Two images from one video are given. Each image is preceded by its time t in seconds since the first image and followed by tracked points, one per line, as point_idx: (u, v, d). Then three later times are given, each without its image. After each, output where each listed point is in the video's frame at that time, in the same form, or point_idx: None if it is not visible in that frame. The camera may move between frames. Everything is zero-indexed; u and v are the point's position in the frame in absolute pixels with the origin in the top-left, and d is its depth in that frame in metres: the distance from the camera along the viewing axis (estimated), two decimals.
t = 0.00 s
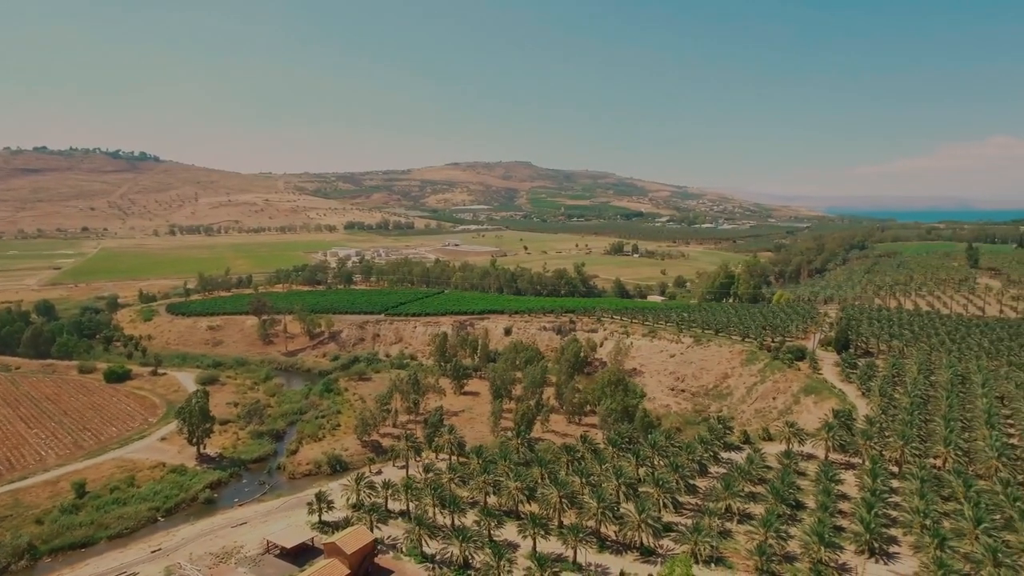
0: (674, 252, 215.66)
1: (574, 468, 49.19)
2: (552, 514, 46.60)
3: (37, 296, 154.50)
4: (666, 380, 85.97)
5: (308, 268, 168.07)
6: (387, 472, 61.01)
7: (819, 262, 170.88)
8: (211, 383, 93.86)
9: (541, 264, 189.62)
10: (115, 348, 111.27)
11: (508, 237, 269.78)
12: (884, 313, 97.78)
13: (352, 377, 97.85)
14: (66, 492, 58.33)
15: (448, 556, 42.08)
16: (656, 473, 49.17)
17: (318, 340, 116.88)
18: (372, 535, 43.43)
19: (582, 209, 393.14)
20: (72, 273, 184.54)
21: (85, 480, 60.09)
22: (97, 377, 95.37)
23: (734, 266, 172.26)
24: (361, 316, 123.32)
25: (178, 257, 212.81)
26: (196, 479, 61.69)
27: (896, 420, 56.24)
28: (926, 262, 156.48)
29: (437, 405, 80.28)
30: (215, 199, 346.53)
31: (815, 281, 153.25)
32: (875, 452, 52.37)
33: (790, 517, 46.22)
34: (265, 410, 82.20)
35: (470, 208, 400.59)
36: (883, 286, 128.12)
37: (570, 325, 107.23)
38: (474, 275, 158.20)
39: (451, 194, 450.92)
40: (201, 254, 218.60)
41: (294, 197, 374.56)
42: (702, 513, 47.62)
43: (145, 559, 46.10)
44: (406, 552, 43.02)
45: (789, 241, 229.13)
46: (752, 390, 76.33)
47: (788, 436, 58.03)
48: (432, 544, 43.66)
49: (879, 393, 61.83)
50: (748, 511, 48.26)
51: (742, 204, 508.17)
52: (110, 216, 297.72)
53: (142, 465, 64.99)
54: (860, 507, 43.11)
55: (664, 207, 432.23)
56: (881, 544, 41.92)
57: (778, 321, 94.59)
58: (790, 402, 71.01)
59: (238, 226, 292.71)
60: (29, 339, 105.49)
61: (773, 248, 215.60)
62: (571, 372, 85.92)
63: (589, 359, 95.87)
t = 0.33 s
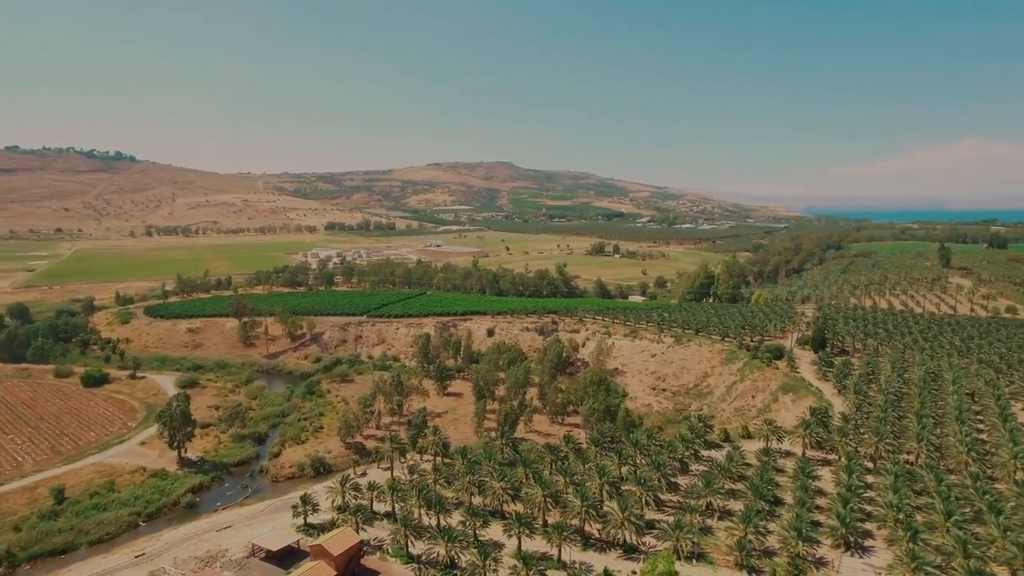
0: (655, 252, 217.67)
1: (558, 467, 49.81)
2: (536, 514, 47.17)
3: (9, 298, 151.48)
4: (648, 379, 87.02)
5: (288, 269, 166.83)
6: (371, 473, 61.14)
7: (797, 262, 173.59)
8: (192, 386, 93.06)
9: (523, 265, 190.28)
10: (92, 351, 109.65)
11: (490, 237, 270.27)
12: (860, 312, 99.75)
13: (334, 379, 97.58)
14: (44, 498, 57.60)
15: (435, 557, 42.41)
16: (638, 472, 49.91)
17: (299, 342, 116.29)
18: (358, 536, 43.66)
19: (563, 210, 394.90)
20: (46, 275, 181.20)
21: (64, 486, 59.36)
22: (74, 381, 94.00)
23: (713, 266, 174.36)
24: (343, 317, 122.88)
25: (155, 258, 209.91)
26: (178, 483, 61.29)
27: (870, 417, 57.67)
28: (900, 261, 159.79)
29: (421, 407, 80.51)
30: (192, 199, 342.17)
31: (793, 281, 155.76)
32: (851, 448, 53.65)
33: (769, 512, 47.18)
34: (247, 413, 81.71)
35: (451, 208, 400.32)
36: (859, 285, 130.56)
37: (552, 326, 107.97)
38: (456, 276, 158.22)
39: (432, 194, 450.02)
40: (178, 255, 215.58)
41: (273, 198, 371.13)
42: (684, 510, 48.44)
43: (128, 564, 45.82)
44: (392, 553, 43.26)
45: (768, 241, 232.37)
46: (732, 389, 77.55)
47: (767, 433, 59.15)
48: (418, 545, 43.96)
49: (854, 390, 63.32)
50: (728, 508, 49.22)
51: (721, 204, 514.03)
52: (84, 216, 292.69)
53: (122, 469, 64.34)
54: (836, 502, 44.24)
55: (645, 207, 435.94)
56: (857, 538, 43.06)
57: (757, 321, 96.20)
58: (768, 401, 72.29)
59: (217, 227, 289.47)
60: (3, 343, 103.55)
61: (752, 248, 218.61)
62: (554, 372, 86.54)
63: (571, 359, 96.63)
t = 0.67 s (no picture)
0: (634, 252, 219.56)
1: (540, 467, 50.37)
2: (519, 513, 47.60)
3: None
4: (627, 378, 87.99)
5: (266, 270, 165.41)
6: (354, 475, 61.12)
7: (773, 262, 176.44)
8: (169, 389, 92.02)
9: (504, 266, 190.89)
10: (65, 355, 107.75)
11: (470, 238, 270.27)
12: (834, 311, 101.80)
13: (314, 381, 97.11)
14: (19, 505, 56.65)
15: (418, 557, 42.68)
16: (619, 470, 50.58)
17: (279, 344, 115.48)
18: (342, 538, 43.86)
19: (543, 210, 396.35)
20: (16, 277, 177.40)
21: (40, 493, 58.48)
22: (47, 386, 92.38)
23: (691, 266, 176.52)
24: (323, 319, 122.21)
25: (129, 260, 206.58)
26: (157, 488, 60.71)
27: (844, 413, 59.10)
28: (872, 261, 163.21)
29: (402, 408, 80.56)
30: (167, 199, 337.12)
31: (768, 281, 158.31)
32: (825, 444, 54.90)
33: (746, 508, 48.13)
34: (227, 416, 81.06)
35: (431, 208, 399.51)
36: (832, 285, 133.10)
37: (533, 326, 108.58)
38: (437, 276, 158.24)
39: (412, 194, 448.62)
40: (153, 257, 212.36)
41: (250, 198, 367.08)
42: (664, 507, 49.23)
43: (109, 570, 45.46)
44: (376, 554, 43.41)
45: (744, 241, 235.68)
46: (709, 387, 78.78)
47: (745, 431, 60.25)
48: (402, 545, 44.21)
49: (829, 388, 64.74)
50: (707, 504, 50.16)
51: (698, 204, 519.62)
52: (55, 217, 286.99)
53: (99, 475, 63.52)
54: (811, 498, 45.31)
55: (623, 207, 439.34)
56: (831, 532, 44.23)
57: (734, 321, 97.75)
58: (745, 399, 73.45)
59: (192, 228, 285.62)
60: None
61: (729, 248, 221.63)
62: (535, 372, 87.10)
63: (552, 360, 97.34)
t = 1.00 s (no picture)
0: (612, 252, 221.33)
1: (522, 467, 50.93)
2: (501, 513, 48.00)
3: None
4: (606, 378, 88.96)
5: (242, 272, 163.71)
6: (335, 478, 61.03)
7: (748, 262, 179.33)
8: (145, 393, 90.77)
9: (483, 266, 191.19)
10: (36, 359, 105.61)
11: (449, 238, 270.34)
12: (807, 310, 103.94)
13: (293, 384, 96.47)
14: None
15: (401, 558, 42.89)
16: (599, 469, 51.23)
17: (256, 347, 114.48)
18: (325, 541, 43.88)
19: (521, 211, 397.63)
20: None
21: (12, 500, 57.43)
22: (18, 390, 90.52)
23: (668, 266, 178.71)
24: (301, 321, 121.44)
25: (101, 261, 202.74)
26: (133, 493, 59.97)
27: (817, 411, 60.55)
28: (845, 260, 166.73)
29: (383, 410, 80.52)
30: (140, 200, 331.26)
31: (744, 281, 160.88)
32: (799, 441, 56.25)
33: (723, 505, 49.10)
34: (204, 419, 80.25)
35: (409, 209, 398.04)
36: (805, 285, 135.85)
37: (513, 327, 109.20)
38: (416, 277, 158.09)
39: (390, 195, 446.69)
40: (126, 258, 208.74)
41: (225, 198, 362.33)
42: (643, 505, 50.03)
43: None
44: (359, 556, 43.54)
45: (720, 241, 239.00)
46: (687, 387, 80.00)
47: (721, 429, 61.39)
48: (384, 547, 44.39)
49: (802, 386, 66.24)
50: (685, 502, 51.07)
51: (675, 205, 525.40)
52: (23, 218, 280.59)
53: (73, 481, 62.53)
54: (785, 494, 46.44)
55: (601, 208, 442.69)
56: (805, 526, 45.40)
57: (710, 321, 99.35)
58: (722, 397, 74.66)
59: (165, 229, 281.15)
60: None
61: (705, 248, 224.61)
62: (515, 373, 87.57)
63: (531, 360, 97.96)
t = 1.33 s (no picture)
0: (590, 253, 222.66)
1: (503, 467, 51.41)
2: (484, 513, 48.30)
3: None
4: (586, 378, 89.74)
5: (218, 273, 161.70)
6: (317, 481, 60.86)
7: (725, 261, 181.89)
8: (119, 397, 89.40)
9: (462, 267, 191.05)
10: (6, 364, 103.33)
11: (427, 239, 269.83)
12: (782, 309, 105.87)
13: (271, 387, 95.73)
14: None
15: (385, 560, 43.03)
16: (580, 468, 51.81)
17: (234, 349, 113.36)
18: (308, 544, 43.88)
19: (500, 211, 398.14)
20: None
21: None
22: None
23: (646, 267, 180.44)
24: (279, 323, 120.47)
25: (72, 263, 198.72)
26: (110, 499, 59.16)
27: (791, 408, 61.90)
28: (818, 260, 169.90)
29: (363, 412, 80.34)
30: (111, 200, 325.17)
31: (720, 281, 163.13)
32: (774, 438, 57.50)
33: (701, 501, 49.96)
34: (181, 423, 79.36)
35: (387, 209, 396.26)
36: (780, 285, 138.29)
37: (493, 328, 109.57)
38: (395, 278, 157.64)
39: (368, 195, 444.06)
40: (98, 260, 204.99)
41: (199, 199, 357.29)
42: (624, 503, 50.72)
43: None
44: (342, 558, 43.61)
45: (697, 241, 241.78)
46: (665, 385, 81.09)
47: (699, 427, 62.40)
48: (368, 549, 44.50)
49: (777, 384, 67.58)
50: (664, 499, 51.87)
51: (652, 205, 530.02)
52: None
53: (47, 488, 61.45)
54: (762, 490, 47.48)
55: (579, 208, 445.29)
56: (780, 521, 46.50)
57: (688, 320, 100.74)
58: (699, 396, 75.76)
59: (138, 230, 276.49)
60: None
61: (682, 248, 227.09)
62: (495, 373, 87.97)
63: (512, 360, 98.42)
